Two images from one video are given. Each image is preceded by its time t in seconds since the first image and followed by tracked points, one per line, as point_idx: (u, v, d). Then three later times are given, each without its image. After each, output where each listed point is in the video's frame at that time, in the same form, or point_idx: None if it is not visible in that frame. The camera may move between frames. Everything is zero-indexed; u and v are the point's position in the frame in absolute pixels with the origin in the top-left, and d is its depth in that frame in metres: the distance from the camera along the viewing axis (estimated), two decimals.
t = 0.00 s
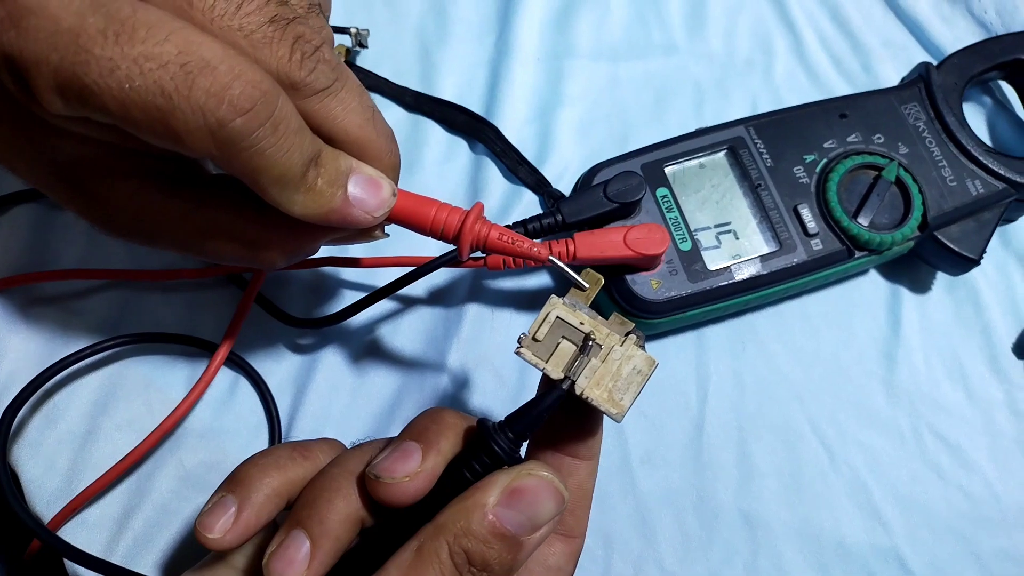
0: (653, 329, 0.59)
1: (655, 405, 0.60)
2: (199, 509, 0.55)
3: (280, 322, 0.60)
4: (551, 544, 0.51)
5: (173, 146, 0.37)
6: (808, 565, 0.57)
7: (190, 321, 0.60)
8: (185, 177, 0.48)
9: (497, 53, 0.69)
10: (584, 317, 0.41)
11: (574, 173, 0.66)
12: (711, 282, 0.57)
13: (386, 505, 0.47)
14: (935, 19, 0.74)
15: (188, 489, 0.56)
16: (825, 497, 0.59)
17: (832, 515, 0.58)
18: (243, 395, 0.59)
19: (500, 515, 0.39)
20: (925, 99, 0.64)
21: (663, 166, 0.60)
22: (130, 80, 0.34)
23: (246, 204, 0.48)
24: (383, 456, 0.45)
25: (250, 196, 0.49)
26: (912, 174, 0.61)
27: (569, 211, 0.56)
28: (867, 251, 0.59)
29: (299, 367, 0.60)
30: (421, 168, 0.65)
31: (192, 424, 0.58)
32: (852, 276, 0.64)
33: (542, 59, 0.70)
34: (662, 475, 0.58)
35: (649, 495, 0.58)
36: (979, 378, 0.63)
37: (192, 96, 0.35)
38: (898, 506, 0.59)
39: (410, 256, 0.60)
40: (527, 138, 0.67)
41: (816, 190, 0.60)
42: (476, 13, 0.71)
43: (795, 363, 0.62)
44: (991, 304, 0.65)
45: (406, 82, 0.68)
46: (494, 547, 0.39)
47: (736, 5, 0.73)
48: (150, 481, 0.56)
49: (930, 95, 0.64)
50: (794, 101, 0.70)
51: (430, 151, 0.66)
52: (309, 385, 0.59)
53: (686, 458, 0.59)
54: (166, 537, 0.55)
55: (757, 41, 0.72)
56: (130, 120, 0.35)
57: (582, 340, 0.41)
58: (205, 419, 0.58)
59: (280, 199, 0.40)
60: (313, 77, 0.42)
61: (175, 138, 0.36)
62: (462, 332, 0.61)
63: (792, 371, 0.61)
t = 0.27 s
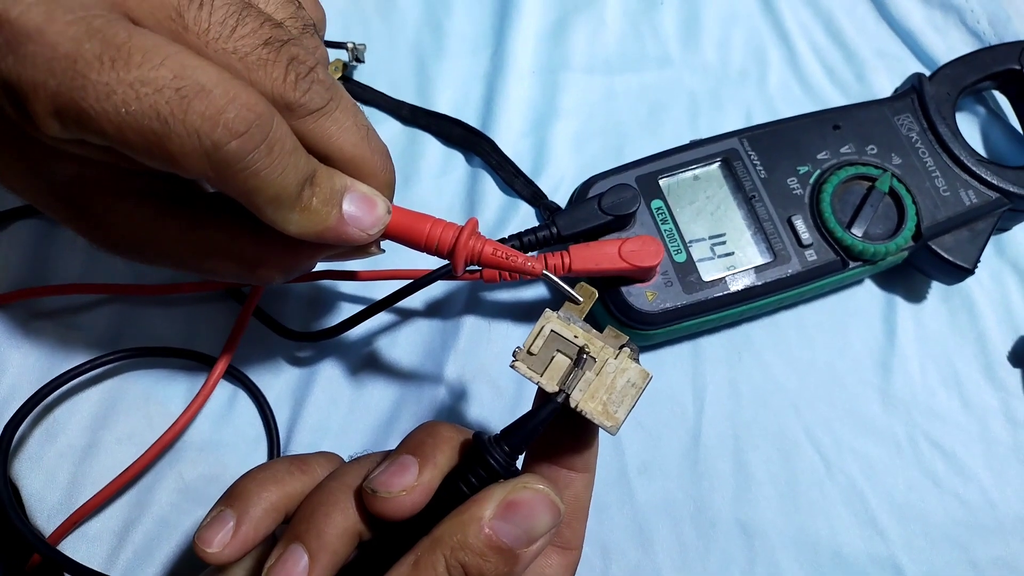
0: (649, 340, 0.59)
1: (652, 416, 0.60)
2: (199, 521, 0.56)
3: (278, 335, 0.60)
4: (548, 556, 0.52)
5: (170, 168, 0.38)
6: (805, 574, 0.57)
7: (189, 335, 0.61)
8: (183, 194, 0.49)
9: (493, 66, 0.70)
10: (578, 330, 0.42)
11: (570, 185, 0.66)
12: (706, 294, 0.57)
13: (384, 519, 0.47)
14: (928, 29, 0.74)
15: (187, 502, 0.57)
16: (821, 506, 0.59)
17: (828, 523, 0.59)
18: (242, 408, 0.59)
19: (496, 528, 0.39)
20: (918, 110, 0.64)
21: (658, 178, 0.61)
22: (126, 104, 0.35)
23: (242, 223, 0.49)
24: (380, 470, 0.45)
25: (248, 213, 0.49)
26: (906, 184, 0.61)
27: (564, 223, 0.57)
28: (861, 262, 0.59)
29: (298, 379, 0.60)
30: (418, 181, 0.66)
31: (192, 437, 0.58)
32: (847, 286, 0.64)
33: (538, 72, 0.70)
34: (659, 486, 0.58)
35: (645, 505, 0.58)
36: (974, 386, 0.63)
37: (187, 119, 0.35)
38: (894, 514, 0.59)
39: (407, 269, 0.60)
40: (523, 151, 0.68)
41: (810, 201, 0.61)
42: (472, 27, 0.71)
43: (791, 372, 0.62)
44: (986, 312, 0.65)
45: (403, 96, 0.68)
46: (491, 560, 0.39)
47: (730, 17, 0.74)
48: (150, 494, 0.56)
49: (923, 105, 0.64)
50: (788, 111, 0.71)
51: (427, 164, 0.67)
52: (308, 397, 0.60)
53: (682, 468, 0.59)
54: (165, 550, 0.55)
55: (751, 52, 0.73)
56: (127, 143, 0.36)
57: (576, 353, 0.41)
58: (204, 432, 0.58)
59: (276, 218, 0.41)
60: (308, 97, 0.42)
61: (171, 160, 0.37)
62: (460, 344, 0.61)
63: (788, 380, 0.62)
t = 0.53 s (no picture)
0: (649, 335, 0.60)
1: (652, 410, 0.60)
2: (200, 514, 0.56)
3: (279, 329, 0.60)
4: (548, 548, 0.52)
5: (172, 160, 0.38)
6: (804, 567, 0.57)
7: (190, 328, 0.61)
8: (185, 188, 0.49)
9: (494, 62, 0.70)
10: (578, 323, 0.42)
11: (570, 180, 0.66)
12: (706, 288, 0.57)
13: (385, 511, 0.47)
14: (928, 26, 0.74)
15: (188, 494, 0.57)
16: (820, 500, 0.59)
17: (827, 517, 0.59)
18: (243, 401, 0.59)
19: (496, 519, 0.39)
20: (917, 106, 0.65)
21: (658, 173, 0.61)
22: (128, 97, 0.35)
23: (244, 215, 0.49)
24: (381, 462, 0.46)
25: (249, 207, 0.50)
26: (905, 180, 0.62)
27: (564, 218, 0.57)
28: (860, 257, 0.60)
29: (299, 373, 0.60)
30: (419, 176, 0.66)
31: (193, 430, 0.58)
32: (847, 281, 0.64)
33: (538, 68, 0.70)
34: (659, 480, 0.59)
35: (645, 499, 0.58)
36: (973, 381, 0.63)
37: (189, 112, 0.36)
38: (893, 509, 0.59)
39: (408, 263, 0.61)
40: (523, 146, 0.68)
41: (809, 196, 0.61)
42: (472, 23, 0.72)
43: (790, 367, 0.62)
44: (985, 308, 0.66)
45: (404, 91, 0.68)
46: (491, 551, 0.40)
47: (730, 14, 0.74)
48: (151, 486, 0.57)
49: (923, 101, 0.65)
50: (788, 108, 0.71)
51: (428, 159, 0.67)
52: (309, 391, 0.60)
53: (682, 462, 0.59)
54: (166, 542, 0.55)
55: (751, 49, 0.73)
56: (129, 136, 0.36)
57: (576, 345, 0.41)
58: (205, 426, 0.59)
59: (278, 211, 0.41)
60: (309, 91, 0.43)
61: (173, 153, 0.37)
62: (460, 338, 0.61)
63: (787, 375, 0.62)
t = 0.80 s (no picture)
0: (663, 332, 0.60)
1: (664, 407, 0.60)
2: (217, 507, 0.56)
3: (295, 325, 0.61)
4: (563, 543, 0.52)
5: (195, 156, 0.39)
6: (816, 565, 0.58)
7: (207, 324, 0.62)
8: (205, 184, 0.49)
9: (508, 61, 0.71)
10: (594, 319, 0.42)
11: (583, 178, 0.67)
12: (719, 286, 0.58)
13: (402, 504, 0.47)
14: (942, 26, 0.74)
15: (205, 488, 0.57)
16: (833, 499, 0.59)
17: (839, 515, 0.59)
18: (259, 396, 0.60)
19: (513, 513, 0.40)
20: (931, 105, 0.65)
21: (671, 171, 0.61)
22: (152, 93, 0.36)
23: (263, 211, 0.50)
24: (398, 456, 0.46)
25: (268, 204, 0.50)
26: (919, 179, 0.62)
27: (579, 215, 0.57)
28: (873, 255, 0.60)
29: (314, 369, 0.61)
30: (433, 174, 0.66)
31: (210, 424, 0.59)
32: (860, 280, 0.65)
33: (552, 67, 0.71)
34: (672, 477, 0.59)
35: (658, 496, 0.58)
36: (986, 381, 0.63)
37: (213, 108, 0.36)
38: (906, 508, 0.60)
39: (422, 260, 0.61)
40: (537, 145, 0.68)
41: (823, 195, 0.61)
42: (487, 23, 0.72)
43: (803, 366, 0.62)
44: (998, 308, 0.66)
45: (419, 90, 0.69)
46: (508, 545, 0.40)
47: (743, 13, 0.74)
48: (169, 479, 0.57)
49: (936, 101, 0.65)
50: (801, 107, 0.71)
51: (442, 157, 0.67)
52: (324, 386, 0.60)
53: (694, 459, 0.59)
54: (183, 534, 0.56)
55: (764, 49, 0.73)
56: (152, 131, 0.37)
57: (592, 341, 0.42)
58: (222, 420, 0.59)
59: (298, 207, 0.41)
60: (329, 88, 0.43)
61: (196, 149, 0.38)
62: (474, 334, 0.62)
63: (800, 374, 0.62)
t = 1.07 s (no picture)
0: (673, 332, 0.60)
1: (674, 406, 0.61)
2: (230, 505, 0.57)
3: (307, 324, 0.61)
4: (576, 540, 0.53)
5: (216, 158, 0.39)
6: (825, 563, 0.58)
7: (220, 324, 0.62)
8: (222, 185, 0.50)
9: (517, 64, 0.71)
10: (607, 318, 0.43)
11: (593, 180, 0.67)
12: (729, 286, 0.58)
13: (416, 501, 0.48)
14: (948, 29, 0.75)
15: (218, 486, 0.58)
16: (841, 497, 0.60)
17: (848, 514, 0.59)
18: (272, 395, 0.60)
19: (527, 510, 0.40)
20: (938, 107, 0.65)
21: (681, 173, 0.62)
22: (176, 95, 0.36)
23: (279, 212, 0.50)
24: (413, 453, 0.46)
25: (284, 205, 0.51)
26: (926, 181, 0.62)
27: (589, 216, 0.58)
28: (881, 256, 0.60)
29: (326, 368, 0.62)
30: (444, 176, 0.67)
31: (223, 423, 0.59)
32: (868, 280, 0.65)
33: (561, 70, 0.71)
34: (681, 476, 0.59)
35: (668, 494, 0.59)
36: (994, 381, 0.64)
37: (235, 111, 0.37)
38: (914, 507, 0.60)
39: (434, 261, 0.62)
40: (547, 146, 0.69)
41: (831, 197, 0.62)
42: (497, 26, 0.73)
43: (811, 366, 0.63)
44: (1005, 308, 0.66)
45: (429, 93, 0.70)
46: (522, 541, 0.40)
47: (750, 17, 0.75)
48: (182, 478, 0.58)
49: (943, 103, 0.65)
50: (809, 110, 0.71)
51: (453, 159, 0.68)
52: (337, 385, 0.61)
53: (704, 458, 0.60)
54: (197, 532, 0.57)
55: (771, 52, 0.74)
56: (175, 133, 0.38)
57: (605, 340, 0.42)
58: (235, 419, 0.60)
59: (316, 208, 0.42)
60: (347, 91, 0.44)
61: (218, 150, 0.38)
62: (485, 334, 0.62)
63: (808, 374, 0.62)
